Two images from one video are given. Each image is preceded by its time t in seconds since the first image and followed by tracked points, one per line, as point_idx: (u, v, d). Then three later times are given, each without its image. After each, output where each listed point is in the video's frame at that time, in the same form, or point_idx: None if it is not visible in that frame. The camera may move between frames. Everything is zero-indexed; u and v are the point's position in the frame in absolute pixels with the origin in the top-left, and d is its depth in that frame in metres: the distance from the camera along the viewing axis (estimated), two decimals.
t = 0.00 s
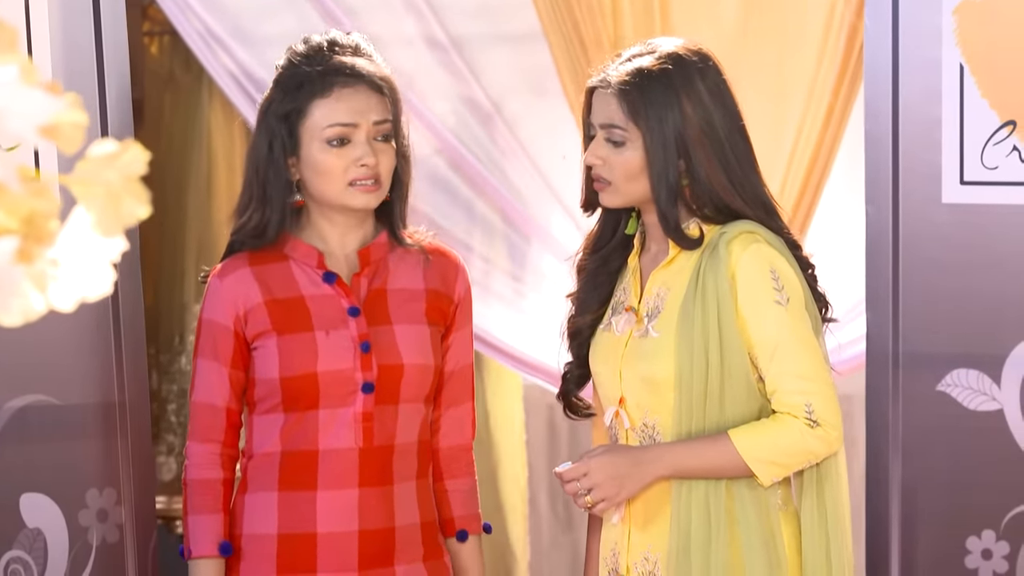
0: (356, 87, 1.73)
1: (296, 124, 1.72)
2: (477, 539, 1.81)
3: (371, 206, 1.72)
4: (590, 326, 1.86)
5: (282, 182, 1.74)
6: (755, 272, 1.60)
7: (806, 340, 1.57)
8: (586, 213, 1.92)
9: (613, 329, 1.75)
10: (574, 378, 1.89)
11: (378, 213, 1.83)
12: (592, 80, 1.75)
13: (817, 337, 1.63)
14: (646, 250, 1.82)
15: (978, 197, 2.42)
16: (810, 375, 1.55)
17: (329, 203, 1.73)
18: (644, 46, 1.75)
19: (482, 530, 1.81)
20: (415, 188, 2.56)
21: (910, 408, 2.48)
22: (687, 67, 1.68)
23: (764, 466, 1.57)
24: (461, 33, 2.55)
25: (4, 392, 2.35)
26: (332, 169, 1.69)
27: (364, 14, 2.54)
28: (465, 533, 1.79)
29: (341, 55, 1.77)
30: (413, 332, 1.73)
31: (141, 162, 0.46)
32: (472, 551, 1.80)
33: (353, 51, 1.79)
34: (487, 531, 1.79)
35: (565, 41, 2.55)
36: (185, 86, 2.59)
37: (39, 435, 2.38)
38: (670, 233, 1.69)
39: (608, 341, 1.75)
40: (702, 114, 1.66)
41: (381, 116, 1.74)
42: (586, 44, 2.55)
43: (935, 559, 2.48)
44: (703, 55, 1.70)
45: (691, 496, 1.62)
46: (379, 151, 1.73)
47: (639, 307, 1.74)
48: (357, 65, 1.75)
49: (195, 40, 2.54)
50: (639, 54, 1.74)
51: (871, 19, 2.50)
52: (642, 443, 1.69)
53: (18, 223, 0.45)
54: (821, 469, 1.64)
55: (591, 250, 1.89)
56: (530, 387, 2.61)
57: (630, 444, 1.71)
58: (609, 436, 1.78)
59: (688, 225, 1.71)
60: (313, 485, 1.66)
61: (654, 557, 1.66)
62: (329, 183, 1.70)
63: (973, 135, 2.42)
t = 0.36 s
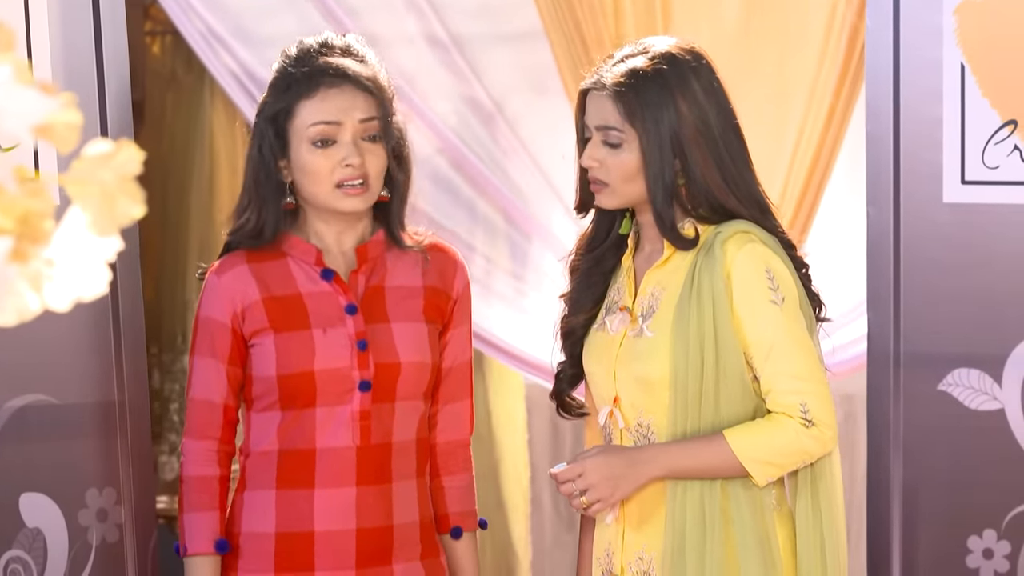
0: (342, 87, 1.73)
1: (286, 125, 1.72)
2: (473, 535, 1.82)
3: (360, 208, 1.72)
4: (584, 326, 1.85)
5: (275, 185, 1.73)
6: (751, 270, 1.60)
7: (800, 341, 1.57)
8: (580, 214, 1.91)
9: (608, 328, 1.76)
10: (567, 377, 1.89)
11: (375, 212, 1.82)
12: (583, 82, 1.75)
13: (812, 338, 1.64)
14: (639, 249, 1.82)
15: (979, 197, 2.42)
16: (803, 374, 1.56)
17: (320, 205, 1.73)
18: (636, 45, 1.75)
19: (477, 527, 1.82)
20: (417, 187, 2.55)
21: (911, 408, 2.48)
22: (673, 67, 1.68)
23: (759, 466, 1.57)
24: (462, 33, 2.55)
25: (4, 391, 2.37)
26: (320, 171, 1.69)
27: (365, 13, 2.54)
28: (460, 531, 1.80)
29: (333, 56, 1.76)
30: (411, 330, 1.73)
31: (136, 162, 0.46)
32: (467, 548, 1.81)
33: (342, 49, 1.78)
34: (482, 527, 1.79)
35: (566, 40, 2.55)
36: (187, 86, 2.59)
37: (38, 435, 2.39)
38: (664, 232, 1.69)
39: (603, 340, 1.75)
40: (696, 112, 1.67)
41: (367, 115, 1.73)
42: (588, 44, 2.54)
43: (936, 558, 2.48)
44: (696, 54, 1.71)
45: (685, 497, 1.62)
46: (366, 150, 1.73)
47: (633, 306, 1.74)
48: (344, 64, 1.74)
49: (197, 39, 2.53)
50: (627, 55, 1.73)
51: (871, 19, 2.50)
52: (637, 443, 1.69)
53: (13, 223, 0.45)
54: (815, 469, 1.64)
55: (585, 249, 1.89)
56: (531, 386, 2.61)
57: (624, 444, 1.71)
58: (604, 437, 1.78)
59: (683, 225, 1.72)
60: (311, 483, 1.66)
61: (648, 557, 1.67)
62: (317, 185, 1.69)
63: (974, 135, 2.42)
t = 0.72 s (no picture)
0: (339, 92, 1.72)
1: (288, 129, 1.73)
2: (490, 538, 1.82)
3: (357, 215, 1.71)
4: (589, 328, 1.84)
5: (280, 187, 1.74)
6: (760, 272, 1.59)
7: (809, 340, 1.57)
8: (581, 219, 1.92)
9: (613, 331, 1.74)
10: (573, 379, 1.86)
11: (387, 211, 1.83)
12: (590, 85, 1.75)
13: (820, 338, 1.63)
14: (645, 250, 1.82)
15: (994, 198, 2.41)
16: (811, 375, 1.55)
17: (322, 210, 1.73)
18: (641, 47, 1.75)
19: (494, 529, 1.82)
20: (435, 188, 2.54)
21: (927, 409, 2.46)
22: (673, 70, 1.67)
23: (769, 467, 1.56)
24: (478, 34, 2.55)
25: (16, 392, 2.37)
26: (317, 176, 1.69)
27: (381, 14, 2.54)
28: (476, 533, 1.80)
29: (337, 59, 1.75)
30: (421, 333, 1.72)
31: (147, 162, 0.43)
32: (483, 551, 1.82)
33: (349, 50, 1.77)
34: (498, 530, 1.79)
35: (581, 42, 2.55)
36: (203, 86, 2.60)
37: (52, 436, 2.39)
38: (673, 238, 1.69)
39: (609, 343, 1.74)
40: (705, 113, 1.67)
41: (362, 120, 1.71)
42: (602, 44, 2.55)
43: (951, 560, 2.47)
44: (703, 55, 1.71)
45: (695, 499, 1.61)
46: (361, 156, 1.71)
47: (639, 309, 1.73)
48: (343, 68, 1.73)
49: (212, 41, 2.54)
50: (629, 57, 1.73)
51: (885, 20, 2.49)
52: (645, 445, 1.69)
53: (22, 224, 0.44)
54: (823, 469, 1.64)
55: (588, 252, 1.89)
56: (547, 386, 2.61)
57: (632, 446, 1.71)
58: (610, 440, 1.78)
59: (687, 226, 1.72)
60: (322, 487, 1.67)
61: (657, 559, 1.66)
62: (316, 191, 1.70)
63: (988, 135, 2.41)
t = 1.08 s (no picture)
0: (345, 93, 1.71)
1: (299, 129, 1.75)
2: (514, 539, 1.81)
3: (361, 215, 1.70)
4: (593, 331, 1.82)
5: (291, 186, 1.77)
6: (767, 272, 1.59)
7: (816, 338, 1.56)
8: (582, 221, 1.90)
9: (620, 332, 1.75)
10: (578, 382, 1.83)
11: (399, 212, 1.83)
12: (598, 89, 1.74)
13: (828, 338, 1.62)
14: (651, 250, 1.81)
15: (1009, 197, 2.40)
16: (819, 376, 1.54)
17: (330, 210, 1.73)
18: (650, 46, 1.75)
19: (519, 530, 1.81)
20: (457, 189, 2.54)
21: (943, 409, 2.45)
22: (681, 71, 1.67)
23: (780, 467, 1.56)
24: (494, 35, 2.54)
25: (29, 393, 2.39)
26: (322, 177, 1.69)
27: (396, 14, 2.54)
28: (498, 534, 1.79)
29: (345, 60, 1.74)
30: (433, 334, 1.72)
31: (158, 162, 0.43)
32: (509, 552, 1.80)
33: (361, 51, 1.76)
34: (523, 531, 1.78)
35: (599, 48, 2.54)
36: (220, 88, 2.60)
37: (66, 437, 2.41)
38: (687, 236, 1.68)
39: (616, 344, 1.74)
40: (718, 112, 1.67)
41: (366, 123, 1.70)
42: (618, 42, 2.54)
43: (968, 560, 2.45)
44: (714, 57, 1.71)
45: (704, 499, 1.61)
46: (366, 158, 1.70)
47: (646, 309, 1.73)
48: (350, 69, 1.72)
49: (230, 41, 2.54)
50: (633, 59, 1.73)
51: (902, 20, 2.48)
52: (652, 445, 1.68)
53: (33, 224, 0.44)
54: (830, 471, 1.63)
55: (591, 256, 1.88)
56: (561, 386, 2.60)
57: (640, 446, 1.71)
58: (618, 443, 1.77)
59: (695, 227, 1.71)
60: (335, 487, 1.66)
61: (665, 559, 1.66)
62: (322, 192, 1.70)
63: (1005, 135, 2.40)
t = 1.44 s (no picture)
0: (355, 89, 1.68)
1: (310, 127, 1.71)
2: (534, 533, 1.74)
3: (375, 210, 1.67)
4: (595, 333, 1.81)
5: (302, 184, 1.73)
6: (771, 273, 1.59)
7: (818, 336, 1.56)
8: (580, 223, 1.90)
9: (622, 332, 1.74)
10: (580, 385, 1.83)
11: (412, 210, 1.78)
12: (604, 93, 1.73)
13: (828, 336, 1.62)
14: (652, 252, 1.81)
15: (1018, 197, 2.40)
16: (824, 375, 1.53)
17: (342, 207, 1.70)
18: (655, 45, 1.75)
19: (539, 524, 1.75)
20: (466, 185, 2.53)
21: (951, 409, 2.44)
22: (686, 72, 1.67)
23: (784, 468, 1.55)
24: (503, 36, 2.55)
25: (36, 393, 2.41)
26: (333, 175, 1.66)
27: (405, 15, 2.54)
28: (516, 528, 1.73)
29: (357, 57, 1.71)
30: (446, 328, 1.68)
31: (161, 163, 0.44)
32: (528, 546, 1.73)
33: (371, 47, 1.72)
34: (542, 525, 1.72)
35: (609, 50, 2.54)
36: (228, 87, 2.63)
37: (74, 437, 2.42)
38: (694, 237, 1.67)
39: (617, 345, 1.74)
40: (726, 114, 1.67)
41: (377, 117, 1.66)
42: (627, 41, 2.53)
43: (976, 560, 2.44)
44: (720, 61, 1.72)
45: (707, 501, 1.61)
46: (377, 153, 1.67)
47: (649, 309, 1.73)
48: (360, 65, 1.68)
49: (237, 40, 2.53)
50: (633, 62, 1.72)
51: (910, 19, 2.47)
52: (655, 446, 1.68)
53: (37, 224, 0.44)
54: (833, 472, 1.63)
55: (588, 259, 1.87)
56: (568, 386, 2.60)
57: (643, 447, 1.70)
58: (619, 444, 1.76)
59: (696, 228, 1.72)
60: (349, 482, 1.63)
61: (668, 559, 1.66)
62: (334, 189, 1.67)
63: (1013, 136, 2.40)
